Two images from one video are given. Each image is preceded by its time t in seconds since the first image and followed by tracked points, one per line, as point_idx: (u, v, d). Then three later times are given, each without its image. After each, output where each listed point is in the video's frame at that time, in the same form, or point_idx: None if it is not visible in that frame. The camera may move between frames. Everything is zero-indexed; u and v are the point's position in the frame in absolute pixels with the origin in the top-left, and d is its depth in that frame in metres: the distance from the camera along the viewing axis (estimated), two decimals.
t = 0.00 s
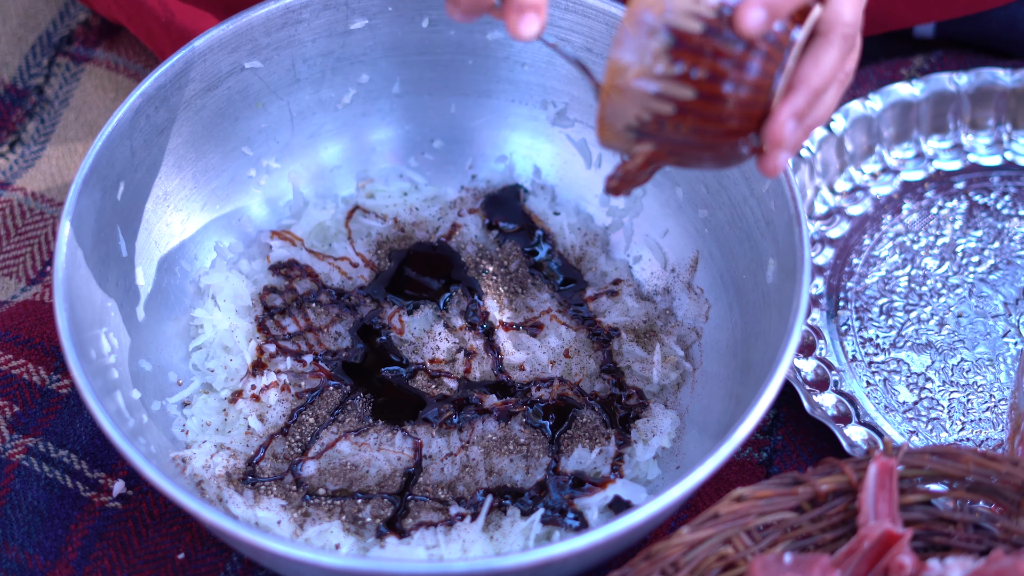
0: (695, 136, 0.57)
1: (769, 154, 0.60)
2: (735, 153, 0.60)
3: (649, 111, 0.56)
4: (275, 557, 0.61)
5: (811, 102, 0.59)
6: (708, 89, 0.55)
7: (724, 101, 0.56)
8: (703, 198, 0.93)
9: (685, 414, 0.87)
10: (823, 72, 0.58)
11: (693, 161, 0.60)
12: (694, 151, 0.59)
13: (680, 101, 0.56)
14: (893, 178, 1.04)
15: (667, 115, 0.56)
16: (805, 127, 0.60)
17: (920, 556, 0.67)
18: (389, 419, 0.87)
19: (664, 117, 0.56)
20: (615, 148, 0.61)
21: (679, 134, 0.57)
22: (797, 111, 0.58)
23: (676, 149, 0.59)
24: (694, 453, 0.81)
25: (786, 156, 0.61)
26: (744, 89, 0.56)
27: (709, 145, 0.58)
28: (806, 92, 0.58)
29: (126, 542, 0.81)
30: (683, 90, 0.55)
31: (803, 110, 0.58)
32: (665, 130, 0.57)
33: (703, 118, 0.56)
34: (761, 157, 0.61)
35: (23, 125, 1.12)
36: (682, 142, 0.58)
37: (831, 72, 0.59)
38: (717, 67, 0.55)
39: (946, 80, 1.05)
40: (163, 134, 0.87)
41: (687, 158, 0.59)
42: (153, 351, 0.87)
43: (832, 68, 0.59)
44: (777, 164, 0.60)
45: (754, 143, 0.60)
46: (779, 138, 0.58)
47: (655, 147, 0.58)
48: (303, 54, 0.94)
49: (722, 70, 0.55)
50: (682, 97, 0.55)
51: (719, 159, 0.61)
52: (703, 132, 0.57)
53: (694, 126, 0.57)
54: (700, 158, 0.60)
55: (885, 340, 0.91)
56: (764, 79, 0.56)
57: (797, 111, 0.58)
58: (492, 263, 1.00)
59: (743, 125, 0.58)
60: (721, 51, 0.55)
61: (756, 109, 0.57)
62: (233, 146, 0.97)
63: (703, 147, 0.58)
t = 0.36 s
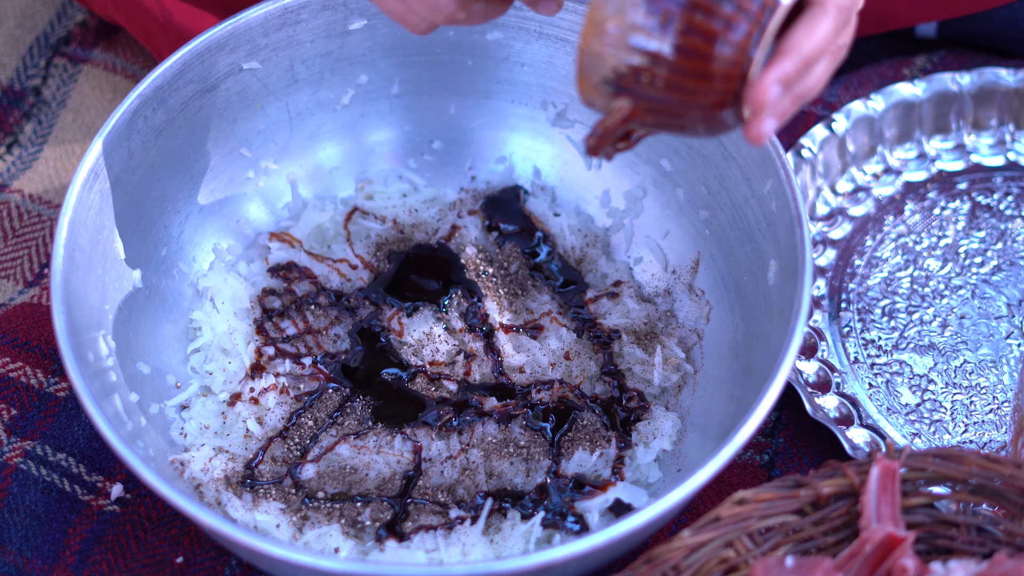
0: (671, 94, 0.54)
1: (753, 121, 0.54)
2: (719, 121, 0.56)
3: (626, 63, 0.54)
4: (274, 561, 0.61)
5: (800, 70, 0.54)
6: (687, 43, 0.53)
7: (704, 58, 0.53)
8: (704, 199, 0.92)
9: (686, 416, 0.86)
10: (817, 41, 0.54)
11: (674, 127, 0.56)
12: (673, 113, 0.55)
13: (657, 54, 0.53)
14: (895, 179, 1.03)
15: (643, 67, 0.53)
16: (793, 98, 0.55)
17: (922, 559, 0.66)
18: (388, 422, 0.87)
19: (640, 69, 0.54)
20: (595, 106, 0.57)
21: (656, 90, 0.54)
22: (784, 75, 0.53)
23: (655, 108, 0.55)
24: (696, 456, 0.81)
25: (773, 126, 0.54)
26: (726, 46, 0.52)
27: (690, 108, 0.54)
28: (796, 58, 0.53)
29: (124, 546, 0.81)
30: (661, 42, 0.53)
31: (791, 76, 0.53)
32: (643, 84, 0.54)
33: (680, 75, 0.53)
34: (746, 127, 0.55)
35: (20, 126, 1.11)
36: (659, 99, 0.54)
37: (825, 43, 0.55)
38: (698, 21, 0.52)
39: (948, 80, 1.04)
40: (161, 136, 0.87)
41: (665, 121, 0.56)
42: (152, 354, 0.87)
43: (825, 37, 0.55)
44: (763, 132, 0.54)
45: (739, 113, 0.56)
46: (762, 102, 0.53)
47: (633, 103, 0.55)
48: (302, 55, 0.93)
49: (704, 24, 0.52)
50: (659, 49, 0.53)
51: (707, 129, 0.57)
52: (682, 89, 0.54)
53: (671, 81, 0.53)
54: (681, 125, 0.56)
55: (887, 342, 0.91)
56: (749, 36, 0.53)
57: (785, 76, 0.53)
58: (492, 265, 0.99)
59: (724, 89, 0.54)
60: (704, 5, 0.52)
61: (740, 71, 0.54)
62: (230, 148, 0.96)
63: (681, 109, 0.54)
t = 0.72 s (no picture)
0: (727, 135, 0.55)
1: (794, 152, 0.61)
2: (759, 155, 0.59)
3: (683, 105, 0.53)
4: (275, 561, 0.60)
5: (846, 101, 0.59)
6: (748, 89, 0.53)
7: (749, 101, 0.54)
8: (707, 197, 0.92)
9: (690, 415, 0.85)
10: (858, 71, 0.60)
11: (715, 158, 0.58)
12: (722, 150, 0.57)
13: (716, 99, 0.53)
14: (900, 176, 1.03)
15: (699, 111, 0.54)
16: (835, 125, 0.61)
17: (928, 559, 0.66)
18: (390, 421, 0.86)
19: (698, 113, 0.54)
20: (637, 138, 0.57)
21: (710, 131, 0.55)
22: (834, 111, 0.58)
23: (705, 145, 0.56)
24: (699, 455, 0.80)
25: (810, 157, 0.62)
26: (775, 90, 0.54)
27: (739, 147, 0.57)
28: (843, 93, 0.59)
29: (125, 546, 0.80)
30: (721, 87, 0.53)
31: (838, 111, 0.59)
32: (698, 126, 0.54)
33: (735, 118, 0.54)
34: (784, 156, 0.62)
35: (20, 124, 1.11)
36: (714, 140, 0.55)
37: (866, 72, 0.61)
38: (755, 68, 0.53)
39: (954, 77, 1.03)
40: (161, 134, 0.86)
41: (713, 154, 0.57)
42: (152, 353, 0.86)
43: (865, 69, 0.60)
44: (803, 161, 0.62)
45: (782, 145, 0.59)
46: (811, 137, 0.58)
47: (686, 141, 0.55)
48: (303, 52, 0.93)
49: (763, 71, 0.53)
50: (720, 95, 0.53)
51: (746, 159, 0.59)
52: (738, 133, 0.55)
53: (728, 124, 0.54)
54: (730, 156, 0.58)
55: (892, 340, 0.90)
56: (796, 78, 0.55)
57: (834, 113, 0.59)
58: (494, 263, 0.99)
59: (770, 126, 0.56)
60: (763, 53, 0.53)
61: (791, 113, 0.56)
62: (231, 146, 0.96)
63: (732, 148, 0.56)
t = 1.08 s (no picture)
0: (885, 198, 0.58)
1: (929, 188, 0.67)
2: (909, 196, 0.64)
3: (873, 177, 0.55)
4: (277, 560, 0.60)
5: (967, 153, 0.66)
6: (933, 165, 0.57)
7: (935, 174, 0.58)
8: (711, 195, 0.91)
9: (693, 414, 0.85)
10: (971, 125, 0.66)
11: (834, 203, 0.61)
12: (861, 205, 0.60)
13: (900, 176, 0.56)
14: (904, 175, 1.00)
15: (885, 183, 0.56)
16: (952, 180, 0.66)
17: (933, 559, 0.65)
18: (391, 420, 0.86)
19: (885, 184, 0.56)
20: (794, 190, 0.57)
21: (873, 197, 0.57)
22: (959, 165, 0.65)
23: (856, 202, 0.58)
24: (703, 454, 0.80)
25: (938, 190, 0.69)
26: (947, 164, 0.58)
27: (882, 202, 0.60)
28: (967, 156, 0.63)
29: (125, 545, 0.80)
30: (913, 166, 0.55)
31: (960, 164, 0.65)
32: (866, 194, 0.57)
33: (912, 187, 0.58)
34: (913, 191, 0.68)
35: (20, 121, 1.11)
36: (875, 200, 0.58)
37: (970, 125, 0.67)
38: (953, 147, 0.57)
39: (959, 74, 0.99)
40: (163, 131, 0.86)
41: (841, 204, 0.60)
42: (153, 351, 0.86)
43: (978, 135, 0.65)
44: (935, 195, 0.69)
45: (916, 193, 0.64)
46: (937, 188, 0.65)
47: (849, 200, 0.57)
48: (305, 49, 0.93)
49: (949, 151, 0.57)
50: (908, 171, 0.56)
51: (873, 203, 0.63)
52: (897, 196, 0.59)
53: (897, 191, 0.58)
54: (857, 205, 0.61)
55: (896, 339, 0.90)
56: (962, 149, 0.58)
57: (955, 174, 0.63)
58: (497, 261, 0.98)
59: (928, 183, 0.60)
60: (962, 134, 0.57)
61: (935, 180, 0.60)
62: (232, 143, 0.95)
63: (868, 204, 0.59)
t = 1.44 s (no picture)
0: (791, 181, 0.58)
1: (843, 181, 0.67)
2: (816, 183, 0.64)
3: (779, 155, 0.55)
4: (279, 560, 0.59)
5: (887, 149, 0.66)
6: (841, 151, 0.57)
7: (841, 162, 0.58)
8: (714, 193, 0.91)
9: (697, 413, 0.84)
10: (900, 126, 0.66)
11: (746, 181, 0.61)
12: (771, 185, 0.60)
13: (806, 160, 0.56)
14: (909, 173, 1.01)
15: (791, 163, 0.56)
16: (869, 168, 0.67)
17: (937, 559, 0.65)
18: (393, 418, 0.86)
19: (791, 165, 0.56)
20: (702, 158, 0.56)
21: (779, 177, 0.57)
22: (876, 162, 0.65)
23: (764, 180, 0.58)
24: (706, 454, 0.79)
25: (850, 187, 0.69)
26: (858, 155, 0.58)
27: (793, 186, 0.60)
28: (887, 147, 0.63)
29: (126, 545, 0.80)
30: (820, 150, 0.55)
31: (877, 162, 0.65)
32: (771, 173, 0.56)
33: (819, 173, 0.58)
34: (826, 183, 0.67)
35: (20, 119, 1.10)
36: (779, 180, 0.58)
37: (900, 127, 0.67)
38: (864, 137, 0.57)
39: (964, 73, 1.01)
40: (164, 129, 0.85)
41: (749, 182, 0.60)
42: (154, 350, 0.85)
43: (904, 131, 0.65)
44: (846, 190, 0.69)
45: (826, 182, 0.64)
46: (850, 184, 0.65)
47: (754, 176, 0.57)
48: (306, 46, 0.92)
49: (860, 140, 0.57)
50: (816, 155, 0.56)
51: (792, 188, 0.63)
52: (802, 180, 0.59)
53: (802, 174, 0.58)
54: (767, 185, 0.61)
55: (901, 338, 0.89)
56: (875, 143, 0.58)
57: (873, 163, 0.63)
58: (499, 260, 0.98)
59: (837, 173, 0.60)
60: (875, 125, 0.57)
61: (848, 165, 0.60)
62: (234, 141, 0.95)
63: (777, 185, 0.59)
